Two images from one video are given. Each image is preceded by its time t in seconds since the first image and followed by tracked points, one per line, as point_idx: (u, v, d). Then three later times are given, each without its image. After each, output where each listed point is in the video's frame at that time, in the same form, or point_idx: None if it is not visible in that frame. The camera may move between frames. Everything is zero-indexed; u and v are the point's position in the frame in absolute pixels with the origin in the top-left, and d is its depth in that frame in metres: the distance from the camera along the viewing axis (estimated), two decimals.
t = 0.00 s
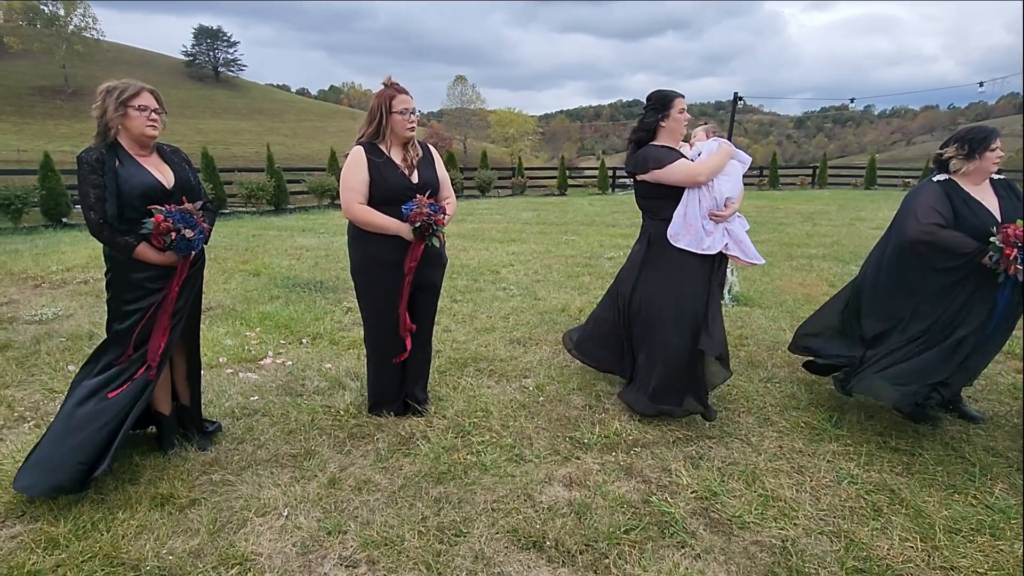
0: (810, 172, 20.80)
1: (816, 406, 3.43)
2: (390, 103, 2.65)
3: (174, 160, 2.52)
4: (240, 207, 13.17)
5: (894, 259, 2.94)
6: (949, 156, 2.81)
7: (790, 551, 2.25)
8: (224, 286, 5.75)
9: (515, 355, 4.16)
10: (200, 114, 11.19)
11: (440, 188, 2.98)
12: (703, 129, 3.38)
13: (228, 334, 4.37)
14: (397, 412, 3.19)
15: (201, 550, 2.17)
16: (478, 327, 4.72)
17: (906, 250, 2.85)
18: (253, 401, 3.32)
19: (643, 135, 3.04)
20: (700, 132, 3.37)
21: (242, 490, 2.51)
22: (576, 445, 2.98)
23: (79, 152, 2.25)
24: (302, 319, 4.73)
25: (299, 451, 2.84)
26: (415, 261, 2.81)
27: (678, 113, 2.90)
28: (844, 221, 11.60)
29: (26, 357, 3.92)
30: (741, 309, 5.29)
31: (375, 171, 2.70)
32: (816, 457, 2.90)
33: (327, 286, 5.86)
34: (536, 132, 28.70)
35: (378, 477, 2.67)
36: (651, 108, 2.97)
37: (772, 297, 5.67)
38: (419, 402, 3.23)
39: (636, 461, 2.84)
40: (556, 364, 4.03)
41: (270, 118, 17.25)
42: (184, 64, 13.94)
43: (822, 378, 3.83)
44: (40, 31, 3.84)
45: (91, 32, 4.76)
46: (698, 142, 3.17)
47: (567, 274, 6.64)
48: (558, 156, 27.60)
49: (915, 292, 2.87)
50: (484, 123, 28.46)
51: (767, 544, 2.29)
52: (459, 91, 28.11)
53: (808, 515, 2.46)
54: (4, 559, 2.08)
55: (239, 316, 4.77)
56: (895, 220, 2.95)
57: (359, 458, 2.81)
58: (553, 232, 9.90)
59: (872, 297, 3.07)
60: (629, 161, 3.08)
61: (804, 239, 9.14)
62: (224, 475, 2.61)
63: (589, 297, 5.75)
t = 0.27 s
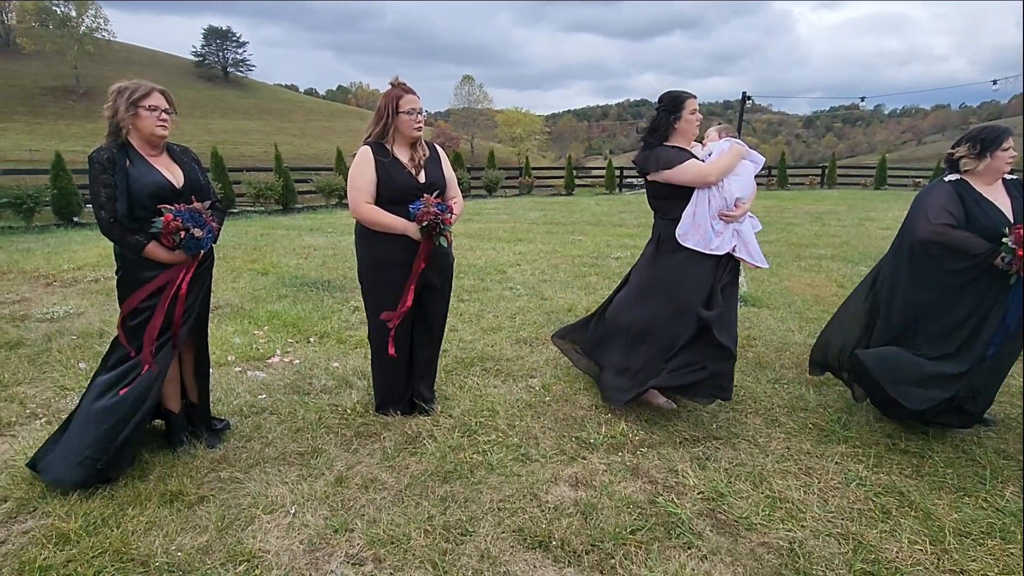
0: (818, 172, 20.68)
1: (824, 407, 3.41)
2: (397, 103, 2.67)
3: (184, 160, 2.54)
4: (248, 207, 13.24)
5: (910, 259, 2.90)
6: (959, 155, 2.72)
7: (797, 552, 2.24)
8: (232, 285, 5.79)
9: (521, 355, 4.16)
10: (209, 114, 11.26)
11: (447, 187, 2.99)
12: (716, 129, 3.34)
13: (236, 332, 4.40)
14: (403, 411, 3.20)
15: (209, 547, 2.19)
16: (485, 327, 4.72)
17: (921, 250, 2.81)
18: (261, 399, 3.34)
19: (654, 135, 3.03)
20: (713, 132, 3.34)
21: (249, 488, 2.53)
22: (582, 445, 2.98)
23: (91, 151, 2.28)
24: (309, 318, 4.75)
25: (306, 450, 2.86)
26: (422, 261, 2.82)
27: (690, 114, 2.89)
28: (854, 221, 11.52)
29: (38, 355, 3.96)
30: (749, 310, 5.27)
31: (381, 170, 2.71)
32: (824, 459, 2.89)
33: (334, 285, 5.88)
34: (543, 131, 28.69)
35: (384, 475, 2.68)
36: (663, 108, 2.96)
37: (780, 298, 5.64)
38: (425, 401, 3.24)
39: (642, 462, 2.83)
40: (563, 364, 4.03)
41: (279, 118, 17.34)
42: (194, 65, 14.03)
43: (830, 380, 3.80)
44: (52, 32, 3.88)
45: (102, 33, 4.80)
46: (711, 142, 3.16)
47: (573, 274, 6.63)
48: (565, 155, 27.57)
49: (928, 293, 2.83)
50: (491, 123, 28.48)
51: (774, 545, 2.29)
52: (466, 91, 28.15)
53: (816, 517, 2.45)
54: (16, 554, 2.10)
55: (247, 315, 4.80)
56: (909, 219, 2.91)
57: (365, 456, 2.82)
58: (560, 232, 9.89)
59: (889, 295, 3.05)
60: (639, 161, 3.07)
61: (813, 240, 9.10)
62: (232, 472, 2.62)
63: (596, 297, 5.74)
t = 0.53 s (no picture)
0: (827, 172, 20.56)
1: (833, 409, 3.39)
2: (403, 103, 2.67)
3: (193, 160, 2.56)
4: (257, 206, 13.32)
5: (926, 259, 2.78)
6: (971, 155, 2.50)
7: (805, 554, 2.23)
8: (241, 284, 5.82)
9: (528, 354, 4.16)
10: (218, 114, 11.33)
11: (454, 187, 2.99)
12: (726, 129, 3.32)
13: (244, 331, 4.43)
14: (410, 410, 3.21)
15: (217, 544, 2.20)
16: (492, 327, 4.73)
17: (937, 250, 2.68)
18: (269, 398, 3.36)
19: (664, 136, 3.02)
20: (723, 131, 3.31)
21: (257, 486, 2.55)
22: (588, 445, 2.98)
23: (101, 151, 2.30)
24: (317, 317, 4.77)
25: (313, 448, 2.87)
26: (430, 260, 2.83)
27: (699, 114, 2.88)
28: (863, 221, 11.44)
29: (49, 353, 4.00)
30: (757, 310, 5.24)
31: (387, 169, 2.72)
32: (833, 460, 2.87)
33: (342, 284, 5.91)
34: (550, 131, 28.68)
35: (390, 474, 2.69)
36: (673, 109, 2.95)
37: (789, 299, 5.62)
38: (432, 401, 3.24)
39: (649, 462, 2.83)
40: (570, 364, 4.02)
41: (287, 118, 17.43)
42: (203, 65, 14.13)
43: (839, 381, 3.78)
44: (64, 33, 3.92)
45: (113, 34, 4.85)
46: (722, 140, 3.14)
47: (580, 274, 6.63)
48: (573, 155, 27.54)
49: (942, 296, 2.70)
50: (498, 123, 28.50)
51: (781, 547, 2.27)
52: (474, 91, 28.18)
53: (824, 519, 2.44)
54: (28, 550, 2.13)
55: (256, 314, 4.83)
56: (925, 217, 2.78)
57: (372, 455, 2.83)
58: (567, 232, 9.89)
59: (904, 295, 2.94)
60: (649, 161, 3.07)
61: (821, 240, 9.05)
62: (240, 470, 2.64)
63: (603, 297, 5.74)
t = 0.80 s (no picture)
0: (836, 172, 20.44)
1: (840, 411, 3.37)
2: (411, 103, 2.68)
3: (201, 160, 2.58)
4: (264, 206, 13.37)
5: (935, 259, 2.75)
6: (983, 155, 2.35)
7: (811, 556, 2.23)
8: (248, 283, 5.85)
9: (534, 354, 4.16)
10: (226, 114, 11.39)
11: (460, 186, 3.00)
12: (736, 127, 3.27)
13: (252, 330, 4.45)
14: (416, 409, 3.22)
15: (224, 541, 2.22)
16: (497, 327, 4.73)
17: (948, 250, 2.64)
18: (276, 397, 3.38)
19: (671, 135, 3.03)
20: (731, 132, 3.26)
21: (264, 484, 2.56)
22: (594, 445, 2.98)
23: (110, 151, 2.32)
24: (323, 317, 4.79)
25: (320, 447, 2.89)
26: (437, 260, 2.86)
27: (706, 113, 2.91)
28: (872, 222, 11.37)
29: (59, 350, 4.03)
30: (764, 311, 5.22)
31: (395, 169, 2.73)
32: (840, 462, 2.86)
33: (348, 284, 5.93)
34: (557, 131, 28.67)
35: (396, 473, 2.70)
36: (681, 108, 2.96)
37: (796, 300, 5.59)
38: (438, 400, 3.26)
39: (654, 463, 2.82)
40: (575, 364, 4.02)
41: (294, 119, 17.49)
42: (211, 65, 14.20)
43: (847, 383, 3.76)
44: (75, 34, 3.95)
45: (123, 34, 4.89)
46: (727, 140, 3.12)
47: (586, 274, 6.62)
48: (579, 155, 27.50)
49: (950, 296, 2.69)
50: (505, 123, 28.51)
51: (788, 549, 2.27)
52: (480, 91, 28.20)
53: (830, 521, 2.43)
54: (38, 546, 2.15)
55: (263, 313, 4.85)
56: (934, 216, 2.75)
57: (378, 454, 2.85)
58: (573, 232, 9.88)
59: (910, 294, 2.92)
60: (655, 160, 3.08)
61: (829, 240, 9.00)
62: (247, 468, 2.66)
63: (609, 297, 5.73)
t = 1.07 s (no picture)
0: (842, 172, 20.35)
1: (846, 412, 3.36)
2: (416, 103, 2.68)
3: (207, 159, 2.60)
4: (269, 205, 13.42)
5: (945, 260, 2.72)
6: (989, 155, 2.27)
7: (817, 558, 2.22)
8: (253, 283, 5.88)
9: (538, 354, 4.17)
10: (232, 114, 11.45)
11: (465, 187, 3.00)
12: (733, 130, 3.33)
13: (257, 329, 4.47)
14: (420, 409, 3.23)
15: (229, 539, 2.23)
16: (502, 326, 4.74)
17: (954, 250, 2.63)
18: (281, 396, 3.39)
19: (673, 134, 3.01)
20: (731, 131, 3.32)
21: (269, 482, 2.57)
22: (598, 446, 2.97)
23: (117, 150, 2.34)
24: (328, 316, 4.81)
25: (324, 446, 2.90)
26: (442, 260, 2.86)
27: (709, 112, 2.87)
28: (878, 222, 11.32)
29: (67, 349, 4.07)
30: (770, 311, 5.21)
31: (400, 169, 2.74)
32: (845, 464, 2.85)
33: (353, 283, 5.94)
34: (562, 132, 28.66)
35: (400, 472, 2.70)
36: (683, 107, 2.93)
37: (801, 300, 5.57)
38: (443, 400, 3.26)
39: (658, 463, 2.82)
40: (579, 364, 4.02)
41: (300, 119, 17.55)
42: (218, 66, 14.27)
43: (853, 384, 3.74)
44: (83, 34, 3.98)
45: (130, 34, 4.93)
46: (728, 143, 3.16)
47: (591, 274, 6.61)
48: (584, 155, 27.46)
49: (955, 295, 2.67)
50: (510, 123, 28.52)
51: (793, 551, 2.26)
52: (485, 91, 28.21)
53: (836, 523, 2.42)
54: (45, 543, 2.17)
55: (268, 313, 4.87)
56: (945, 217, 2.72)
57: (383, 453, 2.85)
58: (577, 232, 9.87)
59: (921, 296, 2.88)
60: (657, 160, 3.07)
61: (835, 241, 8.96)
62: (252, 467, 2.67)
63: (614, 298, 5.72)
